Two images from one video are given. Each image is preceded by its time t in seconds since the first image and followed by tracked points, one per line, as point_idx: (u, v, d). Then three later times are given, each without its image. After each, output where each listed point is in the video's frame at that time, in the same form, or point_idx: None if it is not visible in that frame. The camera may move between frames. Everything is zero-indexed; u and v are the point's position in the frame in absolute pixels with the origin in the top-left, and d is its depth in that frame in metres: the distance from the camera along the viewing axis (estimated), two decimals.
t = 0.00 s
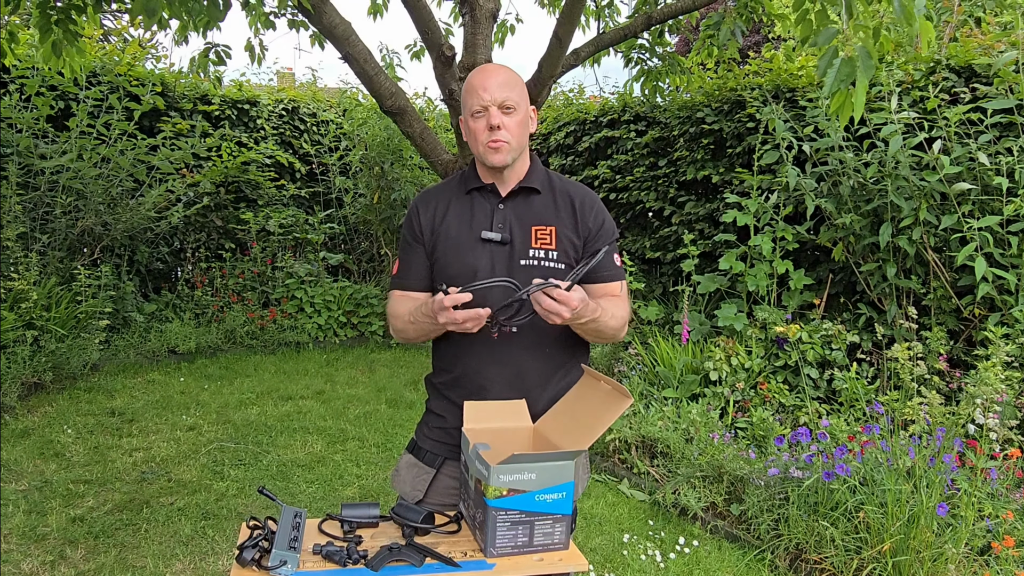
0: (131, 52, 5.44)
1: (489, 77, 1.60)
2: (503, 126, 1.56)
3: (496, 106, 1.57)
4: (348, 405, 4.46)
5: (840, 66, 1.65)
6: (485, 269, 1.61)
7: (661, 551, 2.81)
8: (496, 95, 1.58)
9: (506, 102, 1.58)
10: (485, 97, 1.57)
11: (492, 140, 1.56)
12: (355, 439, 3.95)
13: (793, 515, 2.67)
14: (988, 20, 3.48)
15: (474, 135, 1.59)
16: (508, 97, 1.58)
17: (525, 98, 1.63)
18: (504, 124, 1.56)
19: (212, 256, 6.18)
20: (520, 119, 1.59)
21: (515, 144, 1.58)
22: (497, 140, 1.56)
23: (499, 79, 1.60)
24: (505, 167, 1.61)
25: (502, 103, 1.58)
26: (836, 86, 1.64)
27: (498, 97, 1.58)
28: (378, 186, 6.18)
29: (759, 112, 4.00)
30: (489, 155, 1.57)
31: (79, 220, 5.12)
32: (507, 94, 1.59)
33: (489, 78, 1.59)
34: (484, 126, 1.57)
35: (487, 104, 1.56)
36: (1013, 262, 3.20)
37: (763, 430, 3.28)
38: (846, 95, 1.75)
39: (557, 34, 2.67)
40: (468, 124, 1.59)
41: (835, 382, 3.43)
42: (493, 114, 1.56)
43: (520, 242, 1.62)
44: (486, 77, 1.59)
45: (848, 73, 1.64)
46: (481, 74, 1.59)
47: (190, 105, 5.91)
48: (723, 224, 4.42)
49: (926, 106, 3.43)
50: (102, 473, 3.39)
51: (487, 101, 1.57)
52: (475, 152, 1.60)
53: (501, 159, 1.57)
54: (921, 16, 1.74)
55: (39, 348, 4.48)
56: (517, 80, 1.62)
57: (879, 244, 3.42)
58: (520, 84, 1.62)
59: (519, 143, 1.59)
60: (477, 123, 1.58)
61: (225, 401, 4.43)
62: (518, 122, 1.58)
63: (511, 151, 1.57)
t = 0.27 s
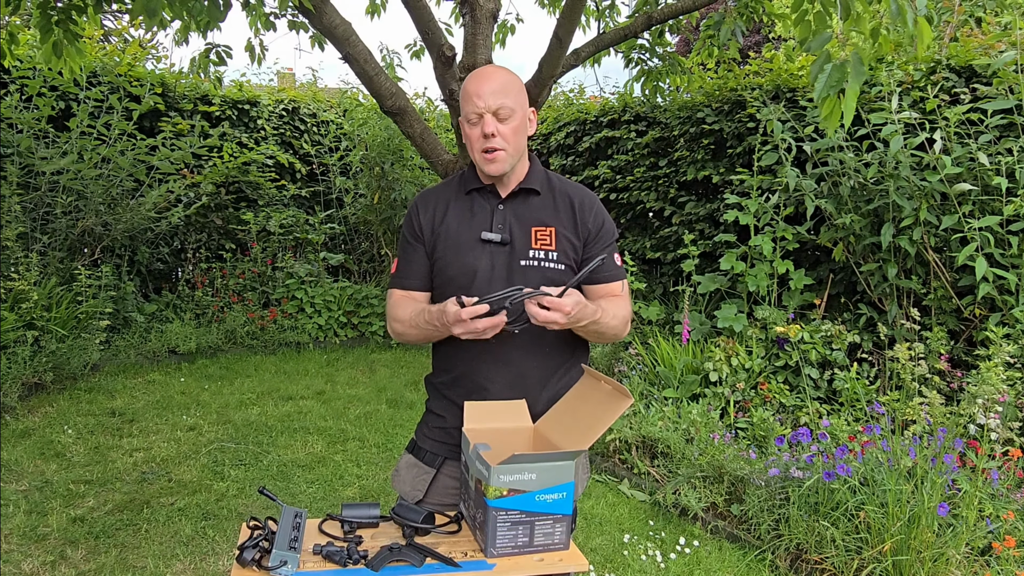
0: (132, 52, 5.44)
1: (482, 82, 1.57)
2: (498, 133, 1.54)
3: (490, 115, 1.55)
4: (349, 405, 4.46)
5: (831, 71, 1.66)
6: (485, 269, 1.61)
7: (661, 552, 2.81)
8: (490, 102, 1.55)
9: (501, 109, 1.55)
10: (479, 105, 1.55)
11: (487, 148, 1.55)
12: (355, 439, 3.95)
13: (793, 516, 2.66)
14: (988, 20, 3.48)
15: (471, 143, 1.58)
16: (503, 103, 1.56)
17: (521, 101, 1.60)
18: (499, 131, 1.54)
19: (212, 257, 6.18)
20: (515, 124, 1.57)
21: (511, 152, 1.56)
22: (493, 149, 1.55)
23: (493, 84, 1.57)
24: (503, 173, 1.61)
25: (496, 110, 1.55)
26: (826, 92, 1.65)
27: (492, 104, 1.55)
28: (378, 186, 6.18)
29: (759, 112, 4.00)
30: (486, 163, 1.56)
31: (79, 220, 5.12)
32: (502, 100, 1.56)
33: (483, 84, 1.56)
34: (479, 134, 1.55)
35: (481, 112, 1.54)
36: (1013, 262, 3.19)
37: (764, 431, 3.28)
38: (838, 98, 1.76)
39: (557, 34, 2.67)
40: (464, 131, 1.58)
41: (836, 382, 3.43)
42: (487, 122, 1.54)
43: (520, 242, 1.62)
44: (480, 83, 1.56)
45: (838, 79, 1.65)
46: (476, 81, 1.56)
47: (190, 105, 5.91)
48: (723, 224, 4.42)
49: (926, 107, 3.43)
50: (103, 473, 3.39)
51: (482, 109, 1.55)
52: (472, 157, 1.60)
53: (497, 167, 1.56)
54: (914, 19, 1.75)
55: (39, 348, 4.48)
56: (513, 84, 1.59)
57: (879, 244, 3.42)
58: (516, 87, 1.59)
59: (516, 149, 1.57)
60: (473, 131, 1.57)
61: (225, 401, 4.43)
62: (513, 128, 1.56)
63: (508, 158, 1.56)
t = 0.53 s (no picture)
0: (132, 52, 5.44)
1: (472, 91, 1.52)
2: (487, 146, 1.53)
3: (479, 127, 1.51)
4: (349, 405, 4.46)
5: (832, 68, 1.66)
6: (486, 271, 1.61)
7: (662, 552, 2.80)
8: (478, 115, 1.50)
9: (490, 120, 1.51)
10: (468, 117, 1.51)
11: (477, 160, 1.54)
12: (356, 439, 3.94)
13: (794, 515, 2.66)
14: (988, 20, 3.48)
15: (462, 150, 1.57)
16: (493, 115, 1.51)
17: (513, 108, 1.55)
18: (488, 144, 1.52)
19: (213, 256, 6.18)
20: (506, 134, 1.54)
21: (502, 163, 1.55)
22: (482, 161, 1.54)
23: (483, 94, 1.51)
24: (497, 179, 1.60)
25: (485, 122, 1.51)
26: (825, 89, 1.66)
27: (481, 117, 1.51)
28: (379, 186, 6.18)
29: (759, 112, 4.00)
30: (477, 172, 1.56)
31: (80, 220, 5.12)
32: (491, 112, 1.51)
33: (473, 94, 1.51)
34: (469, 145, 1.54)
35: (470, 125, 1.51)
36: (1014, 262, 3.19)
37: (765, 430, 3.28)
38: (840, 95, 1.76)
39: (557, 34, 2.67)
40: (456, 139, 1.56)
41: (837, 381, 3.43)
42: (476, 135, 1.52)
43: (520, 244, 1.62)
44: (471, 93, 1.51)
45: (839, 76, 1.65)
46: (464, 91, 1.52)
47: (191, 105, 5.91)
48: (724, 223, 4.41)
49: (926, 106, 3.42)
50: (103, 473, 3.39)
51: (470, 122, 1.51)
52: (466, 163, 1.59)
53: (488, 176, 1.56)
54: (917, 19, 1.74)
55: (40, 348, 4.49)
56: (504, 92, 1.54)
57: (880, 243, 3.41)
58: (508, 95, 1.53)
59: (507, 158, 1.56)
60: (464, 140, 1.55)
61: (226, 401, 4.43)
62: (503, 139, 1.53)
63: (497, 168, 1.55)
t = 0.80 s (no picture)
0: (132, 51, 5.43)
1: (465, 94, 1.50)
2: (479, 150, 1.52)
3: (472, 131, 1.51)
4: (349, 405, 4.46)
5: (841, 60, 1.64)
6: (482, 273, 1.61)
7: (662, 551, 2.80)
8: (470, 120, 1.49)
9: (482, 125, 1.50)
10: (460, 121, 1.50)
11: (470, 164, 1.54)
12: (356, 438, 3.94)
13: (794, 515, 2.66)
14: (989, 18, 3.47)
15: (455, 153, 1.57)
16: (485, 119, 1.50)
17: (507, 111, 1.53)
18: (480, 149, 1.52)
19: (213, 256, 6.18)
20: (499, 138, 1.53)
21: (495, 166, 1.55)
22: (475, 164, 1.54)
23: (476, 98, 1.49)
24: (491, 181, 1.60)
25: (477, 127, 1.50)
26: (838, 80, 1.63)
27: (473, 121, 1.49)
28: (379, 185, 6.18)
29: (760, 111, 3.99)
30: (470, 175, 1.56)
31: (80, 219, 5.12)
32: (484, 116, 1.50)
33: (465, 98, 1.50)
34: (461, 149, 1.54)
35: (462, 130, 1.50)
36: (1015, 261, 3.19)
37: (765, 430, 3.27)
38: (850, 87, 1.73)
39: (558, 33, 2.66)
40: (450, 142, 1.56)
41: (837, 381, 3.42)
42: (468, 140, 1.51)
43: (516, 245, 1.62)
44: (464, 96, 1.50)
45: (850, 67, 1.63)
46: (457, 94, 1.51)
47: (191, 104, 5.90)
48: (724, 223, 4.41)
49: (927, 105, 3.42)
50: (103, 472, 3.39)
51: (463, 126, 1.51)
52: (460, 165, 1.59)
53: (481, 179, 1.56)
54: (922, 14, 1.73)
55: (40, 347, 4.48)
56: (498, 94, 1.52)
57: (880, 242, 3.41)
58: (501, 98, 1.51)
59: (501, 162, 1.55)
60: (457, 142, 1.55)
61: (226, 401, 4.43)
62: (496, 143, 1.53)
63: (490, 172, 1.55)
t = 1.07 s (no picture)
0: (132, 51, 5.42)
1: (463, 99, 1.49)
2: (479, 156, 1.52)
3: (471, 137, 1.50)
4: (349, 404, 4.46)
5: (841, 52, 1.64)
6: (481, 274, 1.61)
7: (662, 551, 2.79)
8: (469, 126, 1.48)
9: (481, 131, 1.49)
10: (459, 128, 1.49)
11: (470, 169, 1.54)
12: (356, 438, 3.94)
13: (794, 514, 2.66)
14: (989, 17, 3.47)
15: (454, 157, 1.56)
16: (484, 124, 1.49)
17: (504, 114, 1.52)
18: (479, 155, 1.51)
19: (213, 255, 6.18)
20: (497, 143, 1.52)
21: (494, 170, 1.55)
22: (476, 170, 1.54)
23: (474, 103, 1.48)
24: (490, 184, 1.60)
25: (475, 133, 1.49)
26: (837, 72, 1.64)
27: (472, 128, 1.49)
28: (379, 185, 6.17)
29: (759, 110, 3.99)
30: (470, 179, 1.56)
31: (80, 219, 5.11)
32: (482, 121, 1.48)
33: (463, 103, 1.48)
34: (460, 154, 1.53)
35: (461, 137, 1.49)
36: (1015, 261, 3.19)
37: (765, 429, 3.27)
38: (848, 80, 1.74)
39: (557, 32, 2.66)
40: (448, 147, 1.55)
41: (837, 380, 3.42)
42: (468, 146, 1.50)
43: (514, 246, 1.62)
44: (461, 101, 1.48)
45: (849, 60, 1.64)
46: (453, 100, 1.49)
47: (190, 103, 5.90)
48: (724, 222, 4.41)
49: (927, 104, 3.41)
50: (103, 472, 3.39)
51: (461, 133, 1.50)
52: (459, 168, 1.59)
53: (481, 183, 1.56)
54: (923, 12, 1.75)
55: (39, 347, 4.48)
56: (495, 97, 1.50)
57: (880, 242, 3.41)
58: (498, 102, 1.50)
59: (500, 165, 1.55)
60: (456, 147, 1.54)
61: (225, 400, 4.42)
62: (495, 147, 1.52)
63: (489, 176, 1.55)
